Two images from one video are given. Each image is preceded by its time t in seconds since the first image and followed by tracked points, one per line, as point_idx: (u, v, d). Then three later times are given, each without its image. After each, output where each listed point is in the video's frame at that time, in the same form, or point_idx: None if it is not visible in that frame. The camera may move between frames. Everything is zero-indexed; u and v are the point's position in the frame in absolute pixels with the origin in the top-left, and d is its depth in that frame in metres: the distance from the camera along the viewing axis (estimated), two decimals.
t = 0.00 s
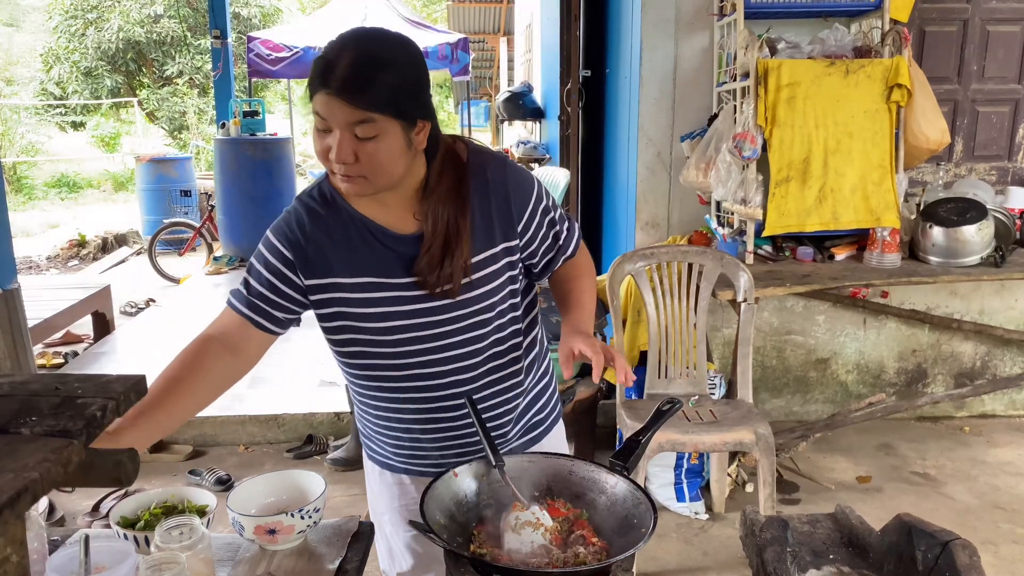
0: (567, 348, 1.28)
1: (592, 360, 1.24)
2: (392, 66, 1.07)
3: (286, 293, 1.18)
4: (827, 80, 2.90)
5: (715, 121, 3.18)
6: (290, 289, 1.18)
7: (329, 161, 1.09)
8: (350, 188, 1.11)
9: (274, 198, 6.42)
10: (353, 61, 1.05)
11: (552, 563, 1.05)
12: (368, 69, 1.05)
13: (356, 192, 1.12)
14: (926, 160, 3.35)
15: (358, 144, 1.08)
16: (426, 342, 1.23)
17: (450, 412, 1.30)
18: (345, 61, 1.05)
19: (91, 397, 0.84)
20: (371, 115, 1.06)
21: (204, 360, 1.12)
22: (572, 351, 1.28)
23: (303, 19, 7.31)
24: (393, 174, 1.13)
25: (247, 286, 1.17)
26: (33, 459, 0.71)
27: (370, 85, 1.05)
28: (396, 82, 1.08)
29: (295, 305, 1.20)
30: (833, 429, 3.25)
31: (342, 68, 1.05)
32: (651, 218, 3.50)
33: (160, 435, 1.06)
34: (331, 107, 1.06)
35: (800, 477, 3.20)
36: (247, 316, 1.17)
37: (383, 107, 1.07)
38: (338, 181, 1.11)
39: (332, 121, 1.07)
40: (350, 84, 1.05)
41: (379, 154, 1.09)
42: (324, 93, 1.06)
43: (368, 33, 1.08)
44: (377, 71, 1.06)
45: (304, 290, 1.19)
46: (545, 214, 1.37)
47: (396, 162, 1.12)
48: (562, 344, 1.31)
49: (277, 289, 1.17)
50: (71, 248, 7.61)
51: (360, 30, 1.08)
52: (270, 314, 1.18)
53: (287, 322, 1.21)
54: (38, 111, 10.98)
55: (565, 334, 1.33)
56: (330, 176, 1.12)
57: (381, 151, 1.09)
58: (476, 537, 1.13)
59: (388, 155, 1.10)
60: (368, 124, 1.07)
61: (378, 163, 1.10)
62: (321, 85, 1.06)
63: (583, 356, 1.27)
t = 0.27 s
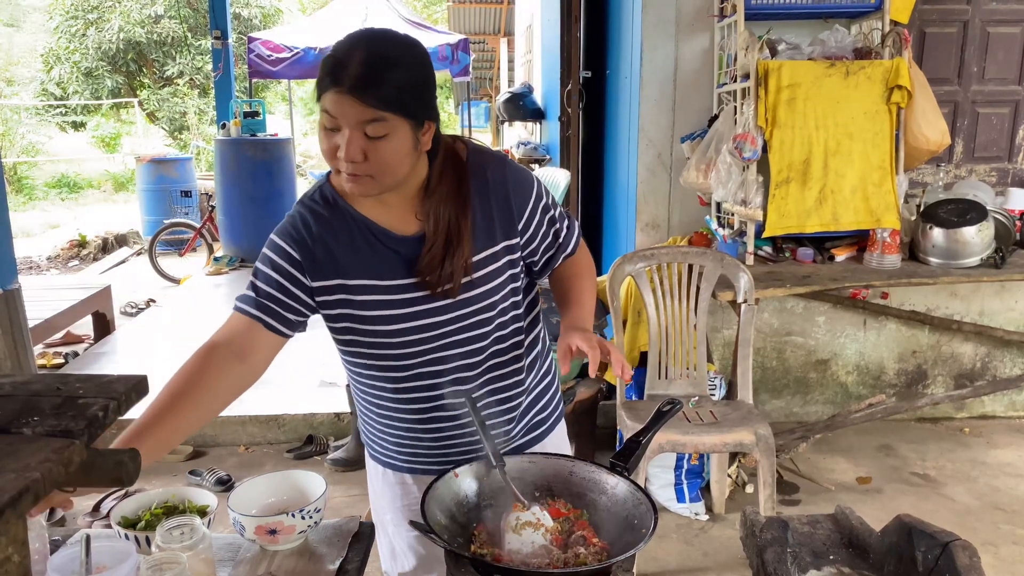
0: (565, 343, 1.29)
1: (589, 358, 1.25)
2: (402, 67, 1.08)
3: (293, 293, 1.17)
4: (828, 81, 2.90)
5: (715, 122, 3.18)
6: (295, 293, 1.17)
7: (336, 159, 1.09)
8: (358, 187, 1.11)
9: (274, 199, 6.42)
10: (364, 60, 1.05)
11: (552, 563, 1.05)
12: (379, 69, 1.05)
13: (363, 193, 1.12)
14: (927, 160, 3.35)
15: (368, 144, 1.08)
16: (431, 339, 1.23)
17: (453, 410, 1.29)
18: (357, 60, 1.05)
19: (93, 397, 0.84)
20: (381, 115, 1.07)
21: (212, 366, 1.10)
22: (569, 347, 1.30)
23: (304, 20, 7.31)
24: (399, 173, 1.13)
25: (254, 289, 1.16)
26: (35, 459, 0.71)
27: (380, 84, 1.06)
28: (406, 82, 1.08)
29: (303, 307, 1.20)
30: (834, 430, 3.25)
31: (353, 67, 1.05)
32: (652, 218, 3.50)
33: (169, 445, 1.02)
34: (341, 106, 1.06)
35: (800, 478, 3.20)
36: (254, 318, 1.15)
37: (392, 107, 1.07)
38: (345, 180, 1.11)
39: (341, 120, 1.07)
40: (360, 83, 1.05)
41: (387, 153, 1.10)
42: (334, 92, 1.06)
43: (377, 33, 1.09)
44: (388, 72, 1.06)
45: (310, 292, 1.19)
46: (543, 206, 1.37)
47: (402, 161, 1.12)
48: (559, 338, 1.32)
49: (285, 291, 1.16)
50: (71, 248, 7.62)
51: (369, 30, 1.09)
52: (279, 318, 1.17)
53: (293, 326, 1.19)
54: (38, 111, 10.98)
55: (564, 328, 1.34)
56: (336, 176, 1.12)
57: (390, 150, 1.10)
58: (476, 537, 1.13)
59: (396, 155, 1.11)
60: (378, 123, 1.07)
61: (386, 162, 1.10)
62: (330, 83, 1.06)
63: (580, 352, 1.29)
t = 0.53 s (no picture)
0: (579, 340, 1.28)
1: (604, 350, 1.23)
2: (440, 61, 1.07)
3: (301, 283, 1.20)
4: (826, 84, 2.91)
5: (714, 125, 3.18)
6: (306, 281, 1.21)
7: (375, 153, 1.09)
8: (390, 179, 1.11)
9: (274, 200, 6.42)
10: (405, 54, 1.04)
11: (552, 566, 1.06)
12: (419, 63, 1.05)
13: (393, 184, 1.12)
14: (926, 163, 3.36)
15: (405, 137, 1.08)
16: (440, 333, 1.23)
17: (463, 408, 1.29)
18: (399, 54, 1.04)
19: (92, 399, 0.84)
20: (422, 109, 1.07)
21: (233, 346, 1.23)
22: (584, 342, 1.27)
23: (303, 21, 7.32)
24: (432, 165, 1.14)
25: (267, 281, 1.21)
26: (33, 461, 0.71)
27: (419, 79, 1.05)
28: (444, 77, 1.08)
29: (313, 300, 1.24)
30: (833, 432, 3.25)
31: (395, 61, 1.04)
32: (651, 220, 3.51)
33: (165, 424, 1.12)
34: (381, 100, 1.05)
35: (799, 480, 3.21)
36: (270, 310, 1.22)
37: (430, 101, 1.07)
38: (378, 173, 1.11)
39: (381, 114, 1.06)
40: (406, 76, 1.04)
41: (422, 147, 1.10)
42: (374, 84, 1.05)
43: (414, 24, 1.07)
44: (428, 67, 1.05)
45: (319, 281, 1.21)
46: (561, 208, 1.38)
47: (437, 153, 1.13)
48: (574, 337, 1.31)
49: (296, 283, 1.20)
50: (71, 249, 7.63)
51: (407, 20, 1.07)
52: (289, 307, 1.22)
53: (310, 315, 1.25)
54: (38, 112, 10.99)
55: (579, 327, 1.33)
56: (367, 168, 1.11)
57: (427, 143, 1.10)
58: (474, 539, 1.14)
59: (433, 147, 1.11)
60: (422, 118, 1.08)
61: (421, 156, 1.11)
62: (371, 75, 1.05)
63: (595, 346, 1.26)
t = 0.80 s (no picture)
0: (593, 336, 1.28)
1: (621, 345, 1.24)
2: (511, 50, 1.11)
3: (329, 258, 1.23)
4: (824, 86, 2.91)
5: (713, 126, 3.18)
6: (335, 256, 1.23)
7: (449, 139, 1.11)
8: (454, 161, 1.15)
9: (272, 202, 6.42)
10: (486, 43, 1.07)
11: (549, 567, 1.06)
12: (497, 52, 1.08)
13: (450, 165, 1.16)
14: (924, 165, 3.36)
15: (477, 123, 1.11)
16: (461, 319, 1.23)
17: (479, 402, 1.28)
18: (479, 42, 1.07)
19: (89, 400, 0.84)
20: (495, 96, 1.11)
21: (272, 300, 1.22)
22: (598, 336, 1.27)
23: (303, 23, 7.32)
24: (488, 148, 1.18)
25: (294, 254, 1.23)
26: (30, 462, 0.71)
27: (496, 67, 1.08)
28: (514, 66, 1.12)
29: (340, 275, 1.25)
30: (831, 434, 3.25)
31: (476, 49, 1.07)
32: (649, 222, 3.51)
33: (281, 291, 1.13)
34: (461, 86, 1.08)
35: (797, 482, 3.21)
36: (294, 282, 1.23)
37: (503, 87, 1.11)
38: (443, 156, 1.14)
39: (460, 100, 1.09)
40: (486, 65, 1.08)
41: (489, 133, 1.14)
42: (460, 70, 1.07)
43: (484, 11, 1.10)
44: (504, 54, 1.09)
45: (348, 255, 1.23)
46: (585, 221, 1.39)
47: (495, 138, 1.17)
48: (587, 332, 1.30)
49: (324, 258, 1.22)
50: (69, 249, 7.62)
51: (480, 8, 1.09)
52: (314, 283, 1.23)
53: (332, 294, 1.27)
54: (37, 113, 11.00)
55: (590, 324, 1.32)
56: (429, 149, 1.14)
57: (492, 129, 1.14)
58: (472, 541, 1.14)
59: (494, 132, 1.15)
60: (493, 106, 1.11)
61: (486, 141, 1.15)
62: (450, 60, 1.07)
63: (610, 341, 1.26)
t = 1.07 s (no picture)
0: (621, 336, 1.29)
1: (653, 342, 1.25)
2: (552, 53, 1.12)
3: (360, 248, 1.16)
4: (822, 89, 2.91)
5: (710, 129, 3.19)
6: (365, 248, 1.17)
7: (484, 136, 1.12)
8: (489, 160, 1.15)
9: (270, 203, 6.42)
10: (532, 45, 1.08)
11: (545, 571, 1.06)
12: (539, 54, 1.09)
13: (483, 163, 1.16)
14: (921, 168, 3.37)
15: (514, 123, 1.12)
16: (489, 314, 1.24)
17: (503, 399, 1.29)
18: (524, 43, 1.07)
19: (85, 402, 0.84)
20: (535, 99, 1.12)
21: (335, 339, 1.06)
22: (627, 334, 1.28)
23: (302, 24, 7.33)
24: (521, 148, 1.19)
25: (325, 241, 1.15)
26: (26, 464, 0.71)
27: (538, 69, 1.10)
28: (552, 69, 1.13)
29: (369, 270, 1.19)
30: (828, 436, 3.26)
31: (522, 49, 1.07)
32: (647, 224, 3.51)
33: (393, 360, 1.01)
34: (504, 85, 1.08)
35: (794, 484, 3.21)
36: (321, 271, 1.14)
37: (542, 89, 1.12)
38: (477, 153, 1.14)
39: (501, 99, 1.09)
40: (531, 65, 1.08)
41: (523, 135, 1.15)
42: (504, 69, 1.07)
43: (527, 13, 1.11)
44: (546, 57, 1.11)
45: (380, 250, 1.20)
46: (601, 221, 1.42)
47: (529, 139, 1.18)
48: (616, 335, 1.31)
49: (355, 248, 1.16)
50: (67, 251, 7.61)
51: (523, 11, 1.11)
52: (345, 277, 1.16)
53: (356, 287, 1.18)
54: (35, 114, 11.00)
55: (613, 325, 1.34)
56: (465, 146, 1.14)
57: (527, 131, 1.15)
58: (468, 544, 1.13)
59: (528, 133, 1.16)
60: (532, 108, 1.12)
61: (520, 141, 1.15)
62: (493, 58, 1.07)
63: (638, 338, 1.28)
